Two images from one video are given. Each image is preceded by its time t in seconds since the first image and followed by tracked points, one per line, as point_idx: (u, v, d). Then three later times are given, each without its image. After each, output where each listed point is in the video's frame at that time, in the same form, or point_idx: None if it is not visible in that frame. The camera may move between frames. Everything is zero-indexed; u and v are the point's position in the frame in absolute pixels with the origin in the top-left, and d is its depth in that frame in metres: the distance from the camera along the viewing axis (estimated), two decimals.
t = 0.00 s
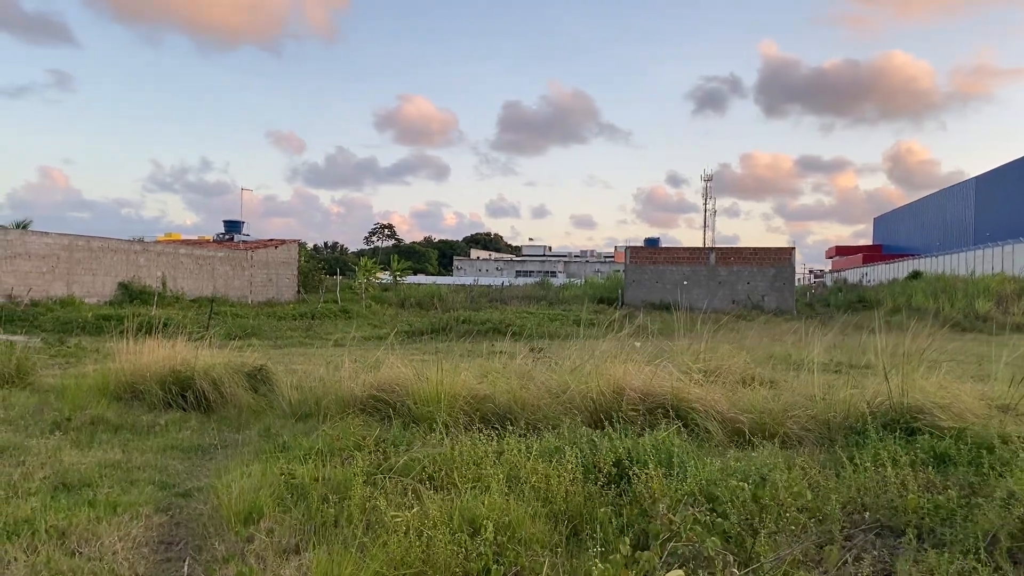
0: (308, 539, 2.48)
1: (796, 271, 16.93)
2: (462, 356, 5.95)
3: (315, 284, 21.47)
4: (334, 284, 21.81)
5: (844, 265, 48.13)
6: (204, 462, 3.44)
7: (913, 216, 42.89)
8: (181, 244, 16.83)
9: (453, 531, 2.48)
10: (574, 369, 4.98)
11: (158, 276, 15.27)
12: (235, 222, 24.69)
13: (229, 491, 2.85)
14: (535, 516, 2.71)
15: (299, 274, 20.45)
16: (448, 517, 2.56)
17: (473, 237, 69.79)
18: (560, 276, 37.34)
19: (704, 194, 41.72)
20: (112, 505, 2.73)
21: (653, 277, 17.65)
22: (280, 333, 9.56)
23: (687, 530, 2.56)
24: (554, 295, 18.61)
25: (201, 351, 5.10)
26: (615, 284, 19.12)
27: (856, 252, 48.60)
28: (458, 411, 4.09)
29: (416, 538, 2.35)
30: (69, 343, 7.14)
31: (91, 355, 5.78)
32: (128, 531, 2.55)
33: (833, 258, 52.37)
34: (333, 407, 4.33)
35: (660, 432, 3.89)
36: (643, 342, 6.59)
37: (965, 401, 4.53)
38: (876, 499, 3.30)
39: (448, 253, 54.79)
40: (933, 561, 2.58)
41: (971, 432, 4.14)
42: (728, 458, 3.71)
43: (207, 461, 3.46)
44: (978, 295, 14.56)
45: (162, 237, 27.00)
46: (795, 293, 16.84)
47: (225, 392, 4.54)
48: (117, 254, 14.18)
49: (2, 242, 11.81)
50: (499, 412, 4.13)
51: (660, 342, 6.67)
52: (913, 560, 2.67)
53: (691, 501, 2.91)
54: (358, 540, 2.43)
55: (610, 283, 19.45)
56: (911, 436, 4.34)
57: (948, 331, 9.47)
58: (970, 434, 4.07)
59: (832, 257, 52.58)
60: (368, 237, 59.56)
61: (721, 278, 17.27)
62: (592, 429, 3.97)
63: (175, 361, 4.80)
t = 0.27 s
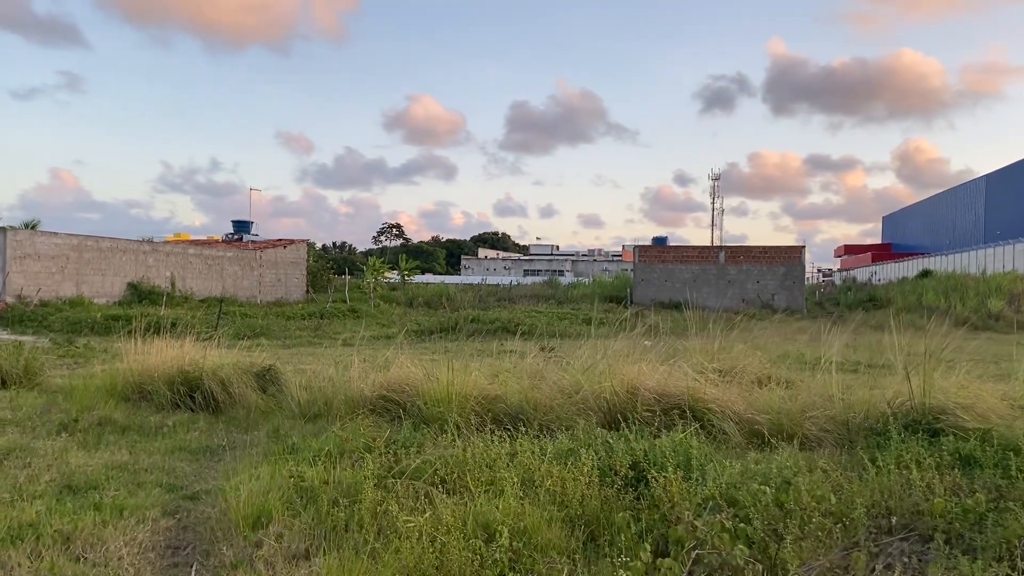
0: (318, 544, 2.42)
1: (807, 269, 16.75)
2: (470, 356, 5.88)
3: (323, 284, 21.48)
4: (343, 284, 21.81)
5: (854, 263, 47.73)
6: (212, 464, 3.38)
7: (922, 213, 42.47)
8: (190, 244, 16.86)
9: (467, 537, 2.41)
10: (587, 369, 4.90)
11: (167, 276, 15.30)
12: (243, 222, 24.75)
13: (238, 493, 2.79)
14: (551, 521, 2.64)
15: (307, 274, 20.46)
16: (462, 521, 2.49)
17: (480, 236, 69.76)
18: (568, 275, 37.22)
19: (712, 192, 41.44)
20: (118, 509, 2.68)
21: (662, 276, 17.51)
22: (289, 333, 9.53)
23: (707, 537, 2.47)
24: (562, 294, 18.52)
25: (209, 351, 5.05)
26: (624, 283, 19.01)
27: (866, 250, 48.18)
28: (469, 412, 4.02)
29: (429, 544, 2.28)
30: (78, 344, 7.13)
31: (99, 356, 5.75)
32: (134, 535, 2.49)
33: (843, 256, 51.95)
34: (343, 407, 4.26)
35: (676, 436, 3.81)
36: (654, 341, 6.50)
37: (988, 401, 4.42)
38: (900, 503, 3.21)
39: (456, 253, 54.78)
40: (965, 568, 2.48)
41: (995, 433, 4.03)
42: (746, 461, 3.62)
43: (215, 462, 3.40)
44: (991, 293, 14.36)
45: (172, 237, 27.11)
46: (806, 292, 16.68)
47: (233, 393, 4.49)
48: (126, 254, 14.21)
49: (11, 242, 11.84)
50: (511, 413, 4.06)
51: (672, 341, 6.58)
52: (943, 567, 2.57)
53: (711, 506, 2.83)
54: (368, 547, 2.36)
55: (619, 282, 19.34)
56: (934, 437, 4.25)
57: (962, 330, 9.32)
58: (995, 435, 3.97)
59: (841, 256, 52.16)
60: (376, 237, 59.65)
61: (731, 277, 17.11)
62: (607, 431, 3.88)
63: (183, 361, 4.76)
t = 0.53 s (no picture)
0: (325, 555, 2.34)
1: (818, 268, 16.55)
2: (480, 357, 5.79)
3: (332, 284, 21.47)
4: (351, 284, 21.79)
5: (864, 262, 47.29)
6: (217, 469, 3.31)
7: (932, 211, 42.02)
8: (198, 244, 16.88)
9: (479, 549, 2.33)
10: (599, 371, 4.80)
11: (175, 276, 15.31)
12: (251, 223, 24.78)
13: (243, 501, 2.71)
14: (566, 532, 2.55)
15: (315, 274, 20.44)
16: (474, 533, 2.41)
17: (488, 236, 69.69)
18: (576, 275, 37.07)
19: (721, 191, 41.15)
20: (120, 517, 2.61)
21: (672, 275, 17.36)
22: (297, 333, 9.48)
23: (729, 549, 2.38)
24: (571, 294, 18.41)
25: (216, 353, 4.99)
26: (633, 283, 18.87)
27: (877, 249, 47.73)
28: (480, 416, 3.93)
29: (440, 557, 2.19)
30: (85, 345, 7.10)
31: (105, 358, 5.71)
32: (136, 545, 2.42)
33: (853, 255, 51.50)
34: (351, 410, 4.19)
35: (692, 442, 3.71)
36: (666, 343, 6.38)
37: (1014, 405, 4.28)
38: (927, 513, 3.09)
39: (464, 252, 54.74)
40: None
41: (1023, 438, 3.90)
42: (765, 471, 3.52)
43: (221, 467, 3.33)
44: (1006, 292, 14.12)
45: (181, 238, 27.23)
46: (817, 291, 16.49)
47: (240, 395, 4.42)
48: (133, 255, 14.22)
49: (19, 242, 11.86)
50: (523, 417, 3.97)
51: (685, 342, 6.46)
52: None
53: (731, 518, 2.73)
54: (377, 558, 2.27)
55: (628, 282, 19.20)
56: (959, 442, 4.12)
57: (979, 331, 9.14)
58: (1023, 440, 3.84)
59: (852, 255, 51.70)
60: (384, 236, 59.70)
61: (741, 276, 16.94)
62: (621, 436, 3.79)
63: (188, 364, 4.69)
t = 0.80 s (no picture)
0: (333, 564, 2.27)
1: (830, 267, 16.36)
2: (489, 358, 5.71)
3: (340, 284, 21.49)
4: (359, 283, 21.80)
5: (875, 260, 46.83)
6: (224, 472, 3.25)
7: (943, 209, 41.59)
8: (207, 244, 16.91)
9: (491, 558, 2.25)
10: (611, 372, 4.71)
11: (183, 277, 15.34)
12: (260, 223, 24.85)
13: (249, 507, 2.64)
14: (583, 540, 2.46)
15: (324, 274, 20.46)
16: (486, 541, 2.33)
17: (497, 236, 69.57)
18: (585, 274, 36.95)
19: (730, 189, 40.84)
20: (123, 523, 2.54)
21: (682, 274, 17.20)
22: (305, 333, 9.45)
23: (753, 560, 2.28)
24: (579, 293, 18.30)
25: (224, 354, 4.93)
26: (642, 282, 18.73)
27: (888, 247, 47.26)
28: (491, 418, 3.86)
29: (452, 567, 2.12)
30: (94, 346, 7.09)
31: (113, 359, 5.68)
32: (140, 552, 2.35)
33: (864, 253, 51.01)
34: (359, 411, 4.12)
35: (709, 445, 3.61)
36: (679, 343, 6.27)
37: None
38: (954, 519, 2.99)
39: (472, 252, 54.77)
40: None
41: None
42: (784, 477, 3.42)
43: (227, 471, 3.27)
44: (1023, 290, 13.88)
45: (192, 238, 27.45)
46: (829, 290, 16.30)
47: (247, 397, 4.37)
48: (142, 255, 14.26)
49: (27, 243, 11.91)
50: (534, 419, 3.90)
51: (697, 342, 6.35)
52: None
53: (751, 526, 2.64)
54: (386, 568, 2.19)
55: (637, 281, 19.06)
56: (983, 444, 4.01)
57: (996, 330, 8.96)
58: None
59: (862, 253, 51.19)
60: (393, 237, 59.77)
61: (752, 275, 16.77)
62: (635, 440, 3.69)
63: (195, 365, 4.64)
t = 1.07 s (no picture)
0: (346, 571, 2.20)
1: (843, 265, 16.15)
2: (500, 357, 5.64)
3: (351, 283, 21.50)
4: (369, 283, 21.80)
5: (887, 257, 46.35)
6: (235, 475, 3.19)
7: (955, 205, 41.11)
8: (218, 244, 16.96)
9: (509, 566, 2.18)
10: (625, 372, 4.63)
11: (194, 276, 15.38)
12: (271, 223, 24.91)
13: (259, 510, 2.58)
14: (603, 547, 2.38)
15: (335, 274, 20.48)
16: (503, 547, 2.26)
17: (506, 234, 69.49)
18: (595, 272, 36.81)
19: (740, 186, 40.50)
20: (132, 527, 2.49)
21: (693, 272, 17.04)
22: (315, 333, 9.42)
23: (781, 568, 2.20)
24: (589, 292, 18.18)
25: (234, 354, 4.88)
26: (652, 280, 18.58)
27: (901, 244, 46.74)
28: (505, 419, 3.79)
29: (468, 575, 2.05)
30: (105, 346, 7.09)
31: (123, 359, 5.66)
32: (149, 558, 2.30)
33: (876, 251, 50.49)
34: (371, 412, 4.06)
35: (728, 446, 3.52)
36: (693, 341, 6.17)
37: None
38: (986, 525, 2.89)
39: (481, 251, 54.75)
40: None
41: None
42: (807, 480, 3.32)
43: (238, 473, 3.22)
44: None
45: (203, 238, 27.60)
46: (842, 288, 16.09)
47: (257, 398, 4.32)
48: (153, 255, 14.31)
49: (39, 243, 11.98)
50: (549, 420, 3.82)
51: (712, 341, 6.24)
52: None
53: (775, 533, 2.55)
54: None
55: (648, 279, 18.92)
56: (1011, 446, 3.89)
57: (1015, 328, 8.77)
58: None
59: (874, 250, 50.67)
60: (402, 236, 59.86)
61: (764, 273, 16.59)
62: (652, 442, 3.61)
63: (206, 365, 4.60)
